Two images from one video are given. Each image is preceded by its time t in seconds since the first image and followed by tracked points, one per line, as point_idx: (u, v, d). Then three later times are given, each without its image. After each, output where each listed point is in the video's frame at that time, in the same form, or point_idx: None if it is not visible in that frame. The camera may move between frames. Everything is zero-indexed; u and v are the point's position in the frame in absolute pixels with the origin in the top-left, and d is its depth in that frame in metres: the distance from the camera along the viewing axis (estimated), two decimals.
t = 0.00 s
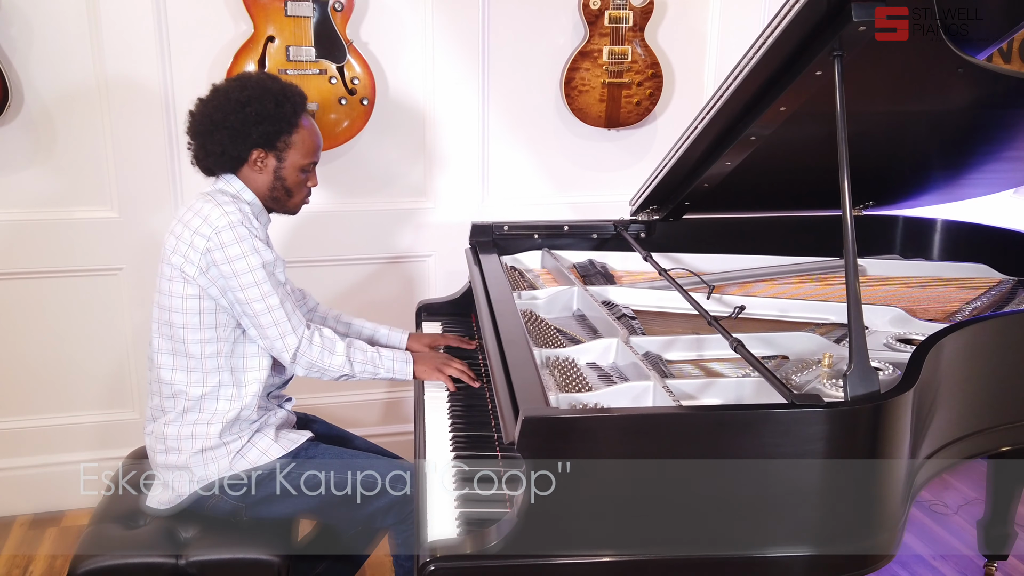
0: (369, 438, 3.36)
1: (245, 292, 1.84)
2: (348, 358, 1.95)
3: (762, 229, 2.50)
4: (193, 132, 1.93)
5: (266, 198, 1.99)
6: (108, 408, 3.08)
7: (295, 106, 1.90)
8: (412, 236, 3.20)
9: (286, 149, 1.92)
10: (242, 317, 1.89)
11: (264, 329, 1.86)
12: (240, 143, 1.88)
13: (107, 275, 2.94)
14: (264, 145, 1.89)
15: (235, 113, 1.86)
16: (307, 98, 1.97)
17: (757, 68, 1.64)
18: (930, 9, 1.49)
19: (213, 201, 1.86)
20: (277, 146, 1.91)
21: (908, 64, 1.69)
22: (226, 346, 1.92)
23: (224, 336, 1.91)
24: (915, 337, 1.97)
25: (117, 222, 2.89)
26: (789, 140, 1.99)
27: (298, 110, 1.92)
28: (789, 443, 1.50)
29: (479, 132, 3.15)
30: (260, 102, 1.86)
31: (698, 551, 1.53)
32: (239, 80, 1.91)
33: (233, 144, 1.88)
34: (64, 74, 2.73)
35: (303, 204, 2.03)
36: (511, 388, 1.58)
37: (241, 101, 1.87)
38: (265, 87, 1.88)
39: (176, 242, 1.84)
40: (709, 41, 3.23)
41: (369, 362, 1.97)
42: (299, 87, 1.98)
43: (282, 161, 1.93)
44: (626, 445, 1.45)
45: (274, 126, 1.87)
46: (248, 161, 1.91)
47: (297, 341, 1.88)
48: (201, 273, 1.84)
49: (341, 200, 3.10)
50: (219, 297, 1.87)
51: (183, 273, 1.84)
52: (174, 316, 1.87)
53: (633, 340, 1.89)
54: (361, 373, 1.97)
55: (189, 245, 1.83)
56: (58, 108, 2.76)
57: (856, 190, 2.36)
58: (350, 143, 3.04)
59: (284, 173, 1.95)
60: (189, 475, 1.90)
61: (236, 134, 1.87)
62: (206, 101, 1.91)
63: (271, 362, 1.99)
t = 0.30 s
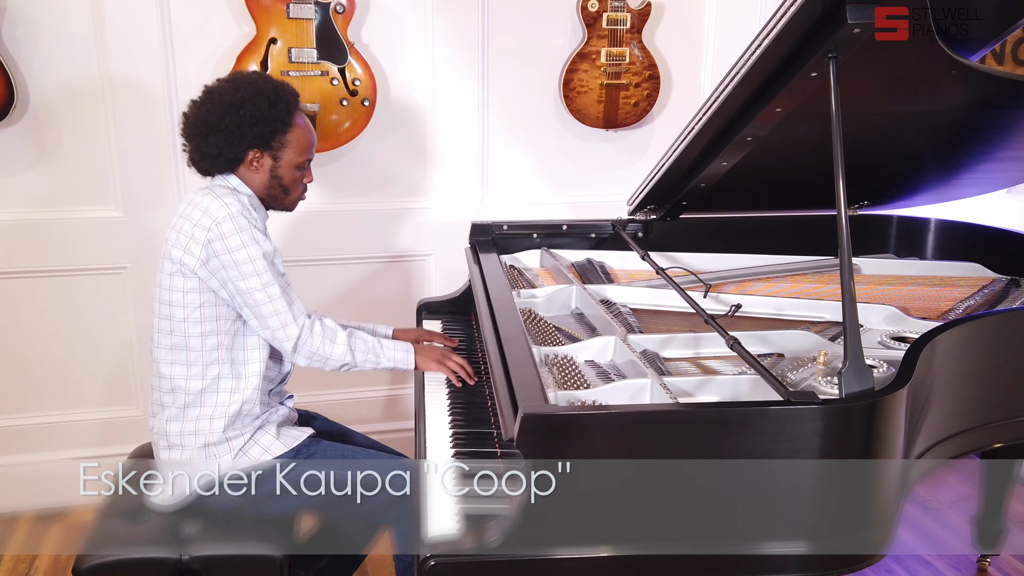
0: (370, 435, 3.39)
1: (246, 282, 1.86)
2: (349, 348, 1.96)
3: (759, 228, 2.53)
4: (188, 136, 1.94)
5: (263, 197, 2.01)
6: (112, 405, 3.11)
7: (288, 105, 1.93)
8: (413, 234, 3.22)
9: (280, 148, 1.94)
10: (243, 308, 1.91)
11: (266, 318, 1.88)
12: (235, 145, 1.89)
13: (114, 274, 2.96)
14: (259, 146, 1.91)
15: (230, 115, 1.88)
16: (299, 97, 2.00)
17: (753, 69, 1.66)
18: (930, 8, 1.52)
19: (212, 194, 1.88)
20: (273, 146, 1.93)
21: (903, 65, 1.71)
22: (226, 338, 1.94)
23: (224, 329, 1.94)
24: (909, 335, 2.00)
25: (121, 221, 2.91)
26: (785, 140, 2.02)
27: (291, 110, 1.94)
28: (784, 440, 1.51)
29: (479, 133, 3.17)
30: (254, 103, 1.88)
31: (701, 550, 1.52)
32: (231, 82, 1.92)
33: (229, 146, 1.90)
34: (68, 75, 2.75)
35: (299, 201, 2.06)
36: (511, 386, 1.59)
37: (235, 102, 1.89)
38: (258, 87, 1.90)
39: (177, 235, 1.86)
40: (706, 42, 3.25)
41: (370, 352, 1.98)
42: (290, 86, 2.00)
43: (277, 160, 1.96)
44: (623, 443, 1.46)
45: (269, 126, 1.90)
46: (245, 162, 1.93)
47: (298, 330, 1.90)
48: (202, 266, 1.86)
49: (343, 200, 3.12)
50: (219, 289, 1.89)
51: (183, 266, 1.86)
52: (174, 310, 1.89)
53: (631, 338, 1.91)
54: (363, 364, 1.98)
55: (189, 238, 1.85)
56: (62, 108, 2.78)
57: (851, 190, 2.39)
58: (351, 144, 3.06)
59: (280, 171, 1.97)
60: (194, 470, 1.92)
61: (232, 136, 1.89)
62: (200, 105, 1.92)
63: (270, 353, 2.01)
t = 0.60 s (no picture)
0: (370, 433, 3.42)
1: (250, 269, 1.89)
2: (358, 327, 2.00)
3: (755, 228, 2.56)
4: (180, 129, 1.96)
5: (254, 192, 2.04)
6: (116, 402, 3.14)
7: (280, 103, 1.94)
8: (414, 233, 3.25)
9: (272, 145, 1.97)
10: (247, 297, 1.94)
11: (274, 301, 1.91)
12: (227, 140, 1.91)
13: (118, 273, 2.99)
14: (250, 142, 1.94)
15: (222, 111, 1.90)
16: (292, 94, 2.02)
17: (749, 71, 1.68)
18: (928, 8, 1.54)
19: (208, 186, 1.90)
20: (264, 142, 1.95)
21: (897, 66, 1.73)
22: (229, 328, 1.97)
23: (228, 318, 1.97)
24: (904, 333, 2.03)
25: (126, 220, 2.94)
26: (781, 141, 2.04)
27: (283, 107, 1.96)
28: (780, 437, 1.50)
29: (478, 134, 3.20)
30: (246, 99, 1.90)
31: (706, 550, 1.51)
32: (225, 78, 1.94)
33: (221, 141, 1.92)
34: (71, 75, 2.78)
35: (290, 197, 2.09)
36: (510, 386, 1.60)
37: (227, 99, 1.90)
38: (250, 84, 1.91)
39: (176, 230, 1.88)
40: (704, 44, 3.28)
41: (380, 335, 2.00)
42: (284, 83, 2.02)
43: (268, 156, 1.98)
44: (620, 438, 1.45)
45: (260, 122, 1.91)
46: (235, 157, 1.95)
47: (308, 310, 1.93)
48: (204, 258, 1.88)
49: (344, 200, 3.15)
50: (221, 280, 1.91)
51: (184, 260, 1.88)
52: (176, 304, 1.91)
53: (629, 336, 1.94)
54: (375, 346, 2.00)
55: (189, 232, 1.87)
56: (66, 108, 2.80)
57: (847, 190, 2.41)
58: (352, 145, 3.09)
59: (272, 168, 2.00)
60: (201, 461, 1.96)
61: (223, 131, 1.91)
62: (192, 100, 1.94)
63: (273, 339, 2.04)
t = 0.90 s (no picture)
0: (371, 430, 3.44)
1: (244, 285, 1.91)
2: (351, 345, 2.03)
3: (751, 227, 2.59)
4: (184, 133, 2.00)
5: (259, 194, 2.05)
6: (120, 399, 3.16)
7: (279, 102, 1.97)
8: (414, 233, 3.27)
9: (274, 144, 1.98)
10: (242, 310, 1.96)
11: (267, 318, 1.93)
12: (227, 139, 1.94)
13: (121, 272, 3.01)
14: (251, 141, 1.96)
15: (222, 111, 1.93)
16: (292, 96, 2.05)
17: (745, 72, 1.70)
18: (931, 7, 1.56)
19: (207, 199, 1.93)
20: (265, 142, 1.97)
21: (892, 67, 1.76)
22: (225, 339, 1.99)
23: (223, 329, 1.99)
24: (898, 332, 2.05)
25: (129, 220, 2.96)
26: (777, 142, 2.06)
27: (283, 107, 1.98)
28: (776, 435, 1.52)
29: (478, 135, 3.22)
30: (244, 98, 1.93)
31: (704, 546, 1.52)
32: (225, 81, 1.98)
33: (222, 140, 1.95)
34: (77, 77, 2.80)
35: (296, 199, 2.10)
36: (509, 383, 1.62)
37: (226, 98, 1.94)
38: (248, 84, 1.95)
39: (174, 241, 1.91)
40: (700, 46, 3.30)
41: (372, 350, 2.04)
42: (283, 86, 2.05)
43: (271, 157, 2.00)
44: (617, 436, 1.47)
45: (260, 120, 1.94)
46: (239, 157, 1.97)
47: (300, 328, 1.95)
48: (200, 270, 1.90)
49: (345, 200, 3.17)
50: (216, 293, 1.93)
51: (182, 270, 1.91)
52: (174, 313, 1.94)
53: (626, 334, 1.96)
54: (366, 361, 2.04)
55: (187, 244, 1.89)
56: (70, 109, 2.83)
57: (842, 190, 2.44)
58: (354, 146, 3.11)
59: (275, 168, 2.01)
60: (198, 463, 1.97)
61: (224, 130, 1.94)
62: (194, 103, 1.98)
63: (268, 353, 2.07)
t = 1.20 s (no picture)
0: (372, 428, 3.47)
1: (245, 288, 1.92)
2: (351, 351, 2.03)
3: (747, 227, 2.61)
4: (193, 134, 2.02)
5: (267, 197, 2.08)
6: (124, 396, 3.18)
7: (289, 107, 1.99)
8: (415, 232, 3.29)
9: (282, 148, 2.01)
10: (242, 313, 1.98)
11: (266, 322, 1.94)
12: (237, 142, 1.97)
13: (125, 271, 3.03)
14: (261, 145, 1.98)
15: (232, 114, 1.95)
16: (302, 101, 2.07)
17: (741, 73, 1.71)
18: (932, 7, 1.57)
19: (213, 201, 1.95)
20: (274, 145, 2.00)
21: (887, 68, 1.78)
22: (226, 340, 2.02)
23: (223, 331, 2.01)
24: (892, 330, 2.08)
25: (133, 219, 2.98)
26: (774, 142, 2.08)
27: (293, 111, 2.01)
28: (773, 431, 1.52)
29: (478, 135, 3.25)
30: (255, 102, 1.96)
31: (699, 540, 1.53)
32: (236, 84, 2.00)
33: (231, 144, 1.97)
34: (81, 78, 2.82)
35: (303, 203, 2.12)
36: (508, 380, 1.64)
37: (236, 102, 1.96)
38: (259, 89, 1.97)
39: (178, 241, 1.94)
40: (697, 48, 3.33)
41: (372, 359, 2.04)
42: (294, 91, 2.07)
43: (279, 160, 2.02)
44: (615, 433, 1.47)
45: (270, 125, 1.96)
46: (247, 160, 2.00)
47: (300, 333, 1.96)
48: (201, 271, 1.92)
49: (346, 200, 3.19)
50: (217, 294, 1.95)
51: (184, 270, 1.94)
52: (176, 312, 1.97)
53: (624, 332, 1.98)
54: (365, 369, 2.05)
55: (190, 244, 1.92)
56: (74, 109, 2.85)
57: (838, 190, 2.46)
58: (355, 146, 3.14)
59: (283, 172, 2.04)
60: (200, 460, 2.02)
61: (233, 133, 1.96)
62: (205, 105, 2.00)
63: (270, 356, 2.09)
